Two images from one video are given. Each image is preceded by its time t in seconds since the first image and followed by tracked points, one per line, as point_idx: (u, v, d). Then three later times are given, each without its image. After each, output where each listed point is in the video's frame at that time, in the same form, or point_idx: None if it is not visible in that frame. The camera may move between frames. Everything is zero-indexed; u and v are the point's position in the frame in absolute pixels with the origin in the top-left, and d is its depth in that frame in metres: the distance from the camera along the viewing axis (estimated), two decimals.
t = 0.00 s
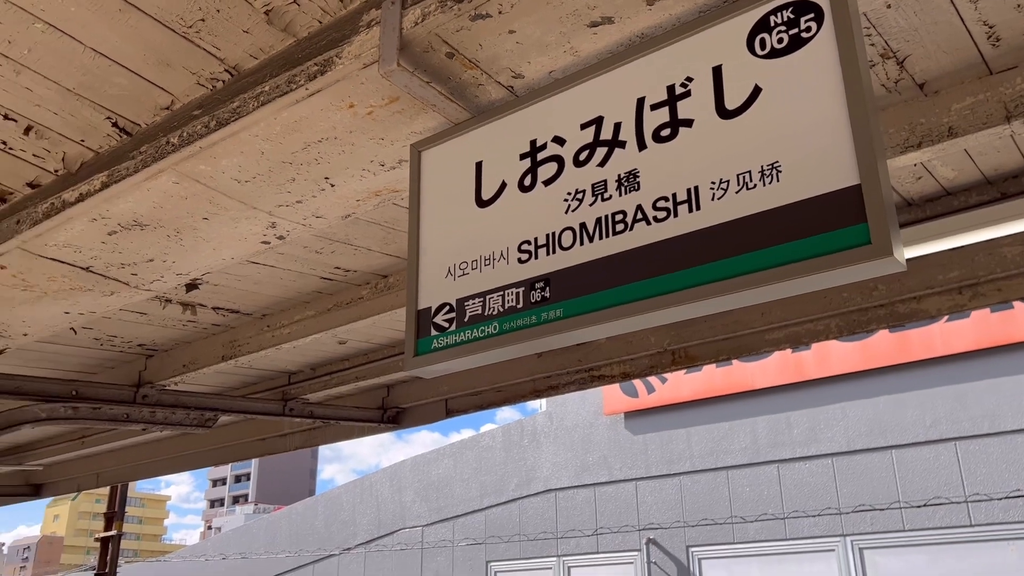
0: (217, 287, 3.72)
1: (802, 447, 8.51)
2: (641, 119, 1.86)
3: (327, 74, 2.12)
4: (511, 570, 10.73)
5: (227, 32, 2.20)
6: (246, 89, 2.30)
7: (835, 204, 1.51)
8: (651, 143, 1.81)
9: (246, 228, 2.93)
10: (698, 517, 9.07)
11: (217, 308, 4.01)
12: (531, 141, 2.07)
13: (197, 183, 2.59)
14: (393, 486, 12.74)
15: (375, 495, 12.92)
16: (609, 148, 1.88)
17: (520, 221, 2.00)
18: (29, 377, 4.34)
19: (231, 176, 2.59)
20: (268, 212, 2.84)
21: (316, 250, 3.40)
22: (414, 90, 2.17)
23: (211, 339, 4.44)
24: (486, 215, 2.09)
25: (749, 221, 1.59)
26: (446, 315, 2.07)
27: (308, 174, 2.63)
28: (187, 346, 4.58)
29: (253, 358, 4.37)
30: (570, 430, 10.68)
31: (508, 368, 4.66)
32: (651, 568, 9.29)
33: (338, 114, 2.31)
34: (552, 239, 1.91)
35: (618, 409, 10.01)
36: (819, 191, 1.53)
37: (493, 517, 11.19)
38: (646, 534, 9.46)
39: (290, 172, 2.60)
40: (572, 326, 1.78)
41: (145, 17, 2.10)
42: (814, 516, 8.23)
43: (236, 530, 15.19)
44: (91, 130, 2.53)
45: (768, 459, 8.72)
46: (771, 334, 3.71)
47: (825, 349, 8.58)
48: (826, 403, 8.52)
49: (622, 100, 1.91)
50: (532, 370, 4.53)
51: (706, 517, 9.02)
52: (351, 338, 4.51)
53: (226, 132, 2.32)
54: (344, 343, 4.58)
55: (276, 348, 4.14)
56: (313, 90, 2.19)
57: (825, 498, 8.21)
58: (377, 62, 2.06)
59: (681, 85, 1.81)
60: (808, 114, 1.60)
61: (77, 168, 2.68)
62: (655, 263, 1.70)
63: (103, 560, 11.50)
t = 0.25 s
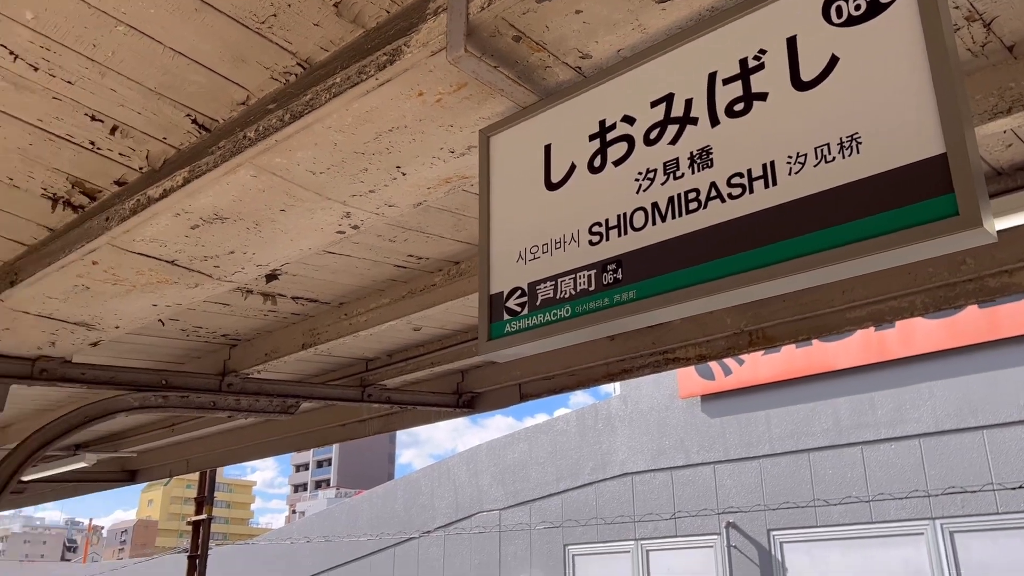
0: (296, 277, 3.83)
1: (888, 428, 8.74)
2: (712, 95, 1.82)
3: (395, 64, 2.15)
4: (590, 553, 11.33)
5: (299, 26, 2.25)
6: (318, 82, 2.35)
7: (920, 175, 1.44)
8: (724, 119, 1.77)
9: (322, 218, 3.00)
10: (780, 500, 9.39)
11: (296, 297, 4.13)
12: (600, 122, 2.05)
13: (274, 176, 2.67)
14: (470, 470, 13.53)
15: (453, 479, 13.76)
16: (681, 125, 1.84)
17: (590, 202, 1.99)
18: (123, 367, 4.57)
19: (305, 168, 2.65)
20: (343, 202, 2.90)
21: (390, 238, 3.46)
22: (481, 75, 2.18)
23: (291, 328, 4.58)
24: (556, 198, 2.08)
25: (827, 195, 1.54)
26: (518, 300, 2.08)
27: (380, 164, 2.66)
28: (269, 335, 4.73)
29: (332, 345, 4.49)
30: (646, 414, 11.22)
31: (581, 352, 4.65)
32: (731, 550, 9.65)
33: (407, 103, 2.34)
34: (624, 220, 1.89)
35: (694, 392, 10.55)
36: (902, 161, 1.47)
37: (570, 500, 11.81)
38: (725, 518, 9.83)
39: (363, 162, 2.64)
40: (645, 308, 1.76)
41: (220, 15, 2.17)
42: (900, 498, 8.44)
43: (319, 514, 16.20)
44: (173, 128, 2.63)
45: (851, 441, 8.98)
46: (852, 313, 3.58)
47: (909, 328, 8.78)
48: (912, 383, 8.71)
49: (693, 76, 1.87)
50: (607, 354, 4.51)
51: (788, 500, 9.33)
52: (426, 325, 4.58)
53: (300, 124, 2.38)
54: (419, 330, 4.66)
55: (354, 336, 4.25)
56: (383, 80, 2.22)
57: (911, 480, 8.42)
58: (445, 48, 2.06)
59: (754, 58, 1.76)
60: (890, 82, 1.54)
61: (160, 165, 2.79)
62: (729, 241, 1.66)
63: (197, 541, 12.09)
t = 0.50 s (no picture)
0: (373, 258, 3.91)
1: (983, 400, 8.67)
2: (783, 57, 1.75)
3: (461, 41, 2.15)
4: (673, 528, 11.49)
5: (365, 8, 2.28)
6: (386, 63, 2.38)
7: (1006, 129, 1.36)
8: (796, 81, 1.71)
9: (395, 199, 3.05)
10: (870, 476, 9.39)
11: (375, 278, 4.23)
12: (668, 90, 2.00)
13: (347, 158, 2.72)
14: (551, 446, 14.01)
15: (534, 455, 14.28)
16: (751, 90, 1.79)
17: (658, 173, 1.96)
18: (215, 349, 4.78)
19: (377, 150, 2.70)
20: (415, 182, 2.94)
21: (462, 217, 3.49)
22: (546, 48, 2.16)
23: (372, 309, 4.69)
24: (624, 169, 2.06)
25: (906, 156, 1.48)
26: (588, 274, 2.07)
27: (450, 143, 2.69)
28: (350, 316, 4.86)
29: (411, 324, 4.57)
30: (728, 388, 11.37)
31: (658, 327, 4.59)
32: (820, 528, 9.71)
33: (474, 80, 2.34)
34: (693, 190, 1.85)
35: (779, 365, 10.66)
36: (987, 116, 1.39)
37: (652, 477, 11.97)
38: (812, 494, 9.87)
39: (433, 142, 2.67)
40: (716, 279, 1.73)
41: (290, 2, 2.22)
42: (999, 474, 8.39)
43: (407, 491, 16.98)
44: (250, 115, 2.72)
45: (945, 415, 8.94)
46: (944, 282, 3.37)
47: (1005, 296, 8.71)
48: (1008, 354, 8.64)
49: (763, 37, 1.80)
50: (685, 329, 4.43)
51: (879, 475, 9.31)
52: (502, 303, 4.62)
53: (371, 106, 2.42)
54: (495, 308, 4.70)
55: (431, 315, 4.32)
56: (450, 58, 2.23)
57: (1011, 455, 8.34)
58: (509, 23, 2.06)
59: (827, 16, 1.69)
60: (974, 33, 1.45)
61: (240, 152, 2.89)
62: (802, 208, 1.62)
63: (292, 516, 12.68)
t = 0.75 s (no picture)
0: (464, 227, 3.98)
1: None
2: None
3: (538, 1, 2.14)
4: (780, 495, 11.66)
5: None
6: (465, 30, 2.40)
7: None
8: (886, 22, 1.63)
9: (480, 167, 3.08)
10: (990, 439, 9.17)
11: (467, 248, 4.30)
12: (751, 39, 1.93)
13: (432, 128, 2.77)
14: (652, 411, 14.18)
15: (636, 422, 14.49)
16: (839, 33, 1.71)
17: (742, 125, 1.89)
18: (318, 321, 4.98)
19: (461, 118, 2.73)
20: (499, 149, 2.95)
21: (550, 182, 3.49)
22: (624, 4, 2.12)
23: (466, 278, 4.76)
24: (706, 124, 2.00)
25: (1006, 94, 1.40)
26: (671, 232, 2.04)
27: (531, 107, 2.68)
28: (445, 286, 4.96)
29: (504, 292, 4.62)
30: (837, 351, 11.24)
31: (756, 289, 4.47)
32: (936, 493, 9.61)
33: (553, 41, 2.32)
34: (779, 141, 1.79)
35: (890, 326, 10.46)
36: None
37: (757, 441, 12.11)
38: (928, 458, 9.79)
39: (515, 107, 2.67)
40: (802, 232, 1.67)
41: None
42: None
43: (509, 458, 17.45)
44: (339, 90, 2.80)
45: None
46: None
47: None
48: None
49: None
50: (785, 290, 4.29)
51: (999, 439, 9.10)
52: (593, 269, 4.61)
53: (452, 74, 2.45)
54: (586, 274, 4.70)
55: (523, 282, 4.35)
56: (527, 21, 2.22)
57: None
58: None
59: None
60: None
61: (331, 127, 2.99)
62: (893, 155, 1.54)
63: (401, 481, 13.21)
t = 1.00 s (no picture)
0: (545, 185, 3.97)
1: None
2: None
3: None
4: (883, 453, 11.57)
5: None
6: None
7: None
8: None
9: (558, 121, 3.06)
10: None
11: (549, 206, 4.31)
12: None
13: (507, 84, 2.76)
14: (747, 371, 14.25)
15: (731, 381, 14.53)
16: None
17: (824, 61, 1.81)
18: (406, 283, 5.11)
19: (536, 72, 2.71)
20: (576, 101, 2.92)
21: (630, 135, 3.44)
22: None
23: (550, 236, 4.75)
24: (785, 61, 1.91)
25: None
26: (752, 177, 1.97)
27: (607, 56, 2.64)
28: (529, 246, 4.98)
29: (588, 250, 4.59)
30: (942, 304, 10.91)
31: (851, 239, 4.30)
32: None
33: None
34: (865, 75, 1.71)
35: (1001, 277, 9.95)
36: None
37: (859, 398, 12.03)
38: None
39: (589, 57, 2.64)
40: (891, 169, 1.59)
41: None
42: None
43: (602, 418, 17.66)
44: (415, 50, 2.83)
45: None
46: None
47: None
48: None
49: None
50: (883, 240, 4.11)
51: None
52: (679, 223, 4.53)
53: (525, 26, 2.43)
54: (672, 229, 4.63)
55: (607, 239, 4.32)
56: None
57: None
58: None
59: None
60: None
61: (409, 88, 3.03)
62: (988, 82, 1.47)
63: (494, 441, 13.52)
